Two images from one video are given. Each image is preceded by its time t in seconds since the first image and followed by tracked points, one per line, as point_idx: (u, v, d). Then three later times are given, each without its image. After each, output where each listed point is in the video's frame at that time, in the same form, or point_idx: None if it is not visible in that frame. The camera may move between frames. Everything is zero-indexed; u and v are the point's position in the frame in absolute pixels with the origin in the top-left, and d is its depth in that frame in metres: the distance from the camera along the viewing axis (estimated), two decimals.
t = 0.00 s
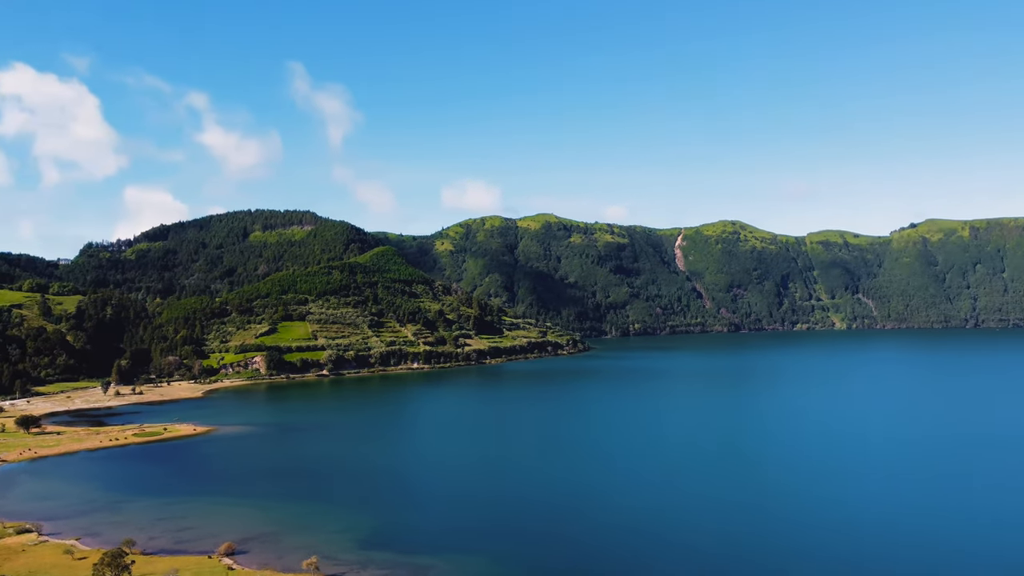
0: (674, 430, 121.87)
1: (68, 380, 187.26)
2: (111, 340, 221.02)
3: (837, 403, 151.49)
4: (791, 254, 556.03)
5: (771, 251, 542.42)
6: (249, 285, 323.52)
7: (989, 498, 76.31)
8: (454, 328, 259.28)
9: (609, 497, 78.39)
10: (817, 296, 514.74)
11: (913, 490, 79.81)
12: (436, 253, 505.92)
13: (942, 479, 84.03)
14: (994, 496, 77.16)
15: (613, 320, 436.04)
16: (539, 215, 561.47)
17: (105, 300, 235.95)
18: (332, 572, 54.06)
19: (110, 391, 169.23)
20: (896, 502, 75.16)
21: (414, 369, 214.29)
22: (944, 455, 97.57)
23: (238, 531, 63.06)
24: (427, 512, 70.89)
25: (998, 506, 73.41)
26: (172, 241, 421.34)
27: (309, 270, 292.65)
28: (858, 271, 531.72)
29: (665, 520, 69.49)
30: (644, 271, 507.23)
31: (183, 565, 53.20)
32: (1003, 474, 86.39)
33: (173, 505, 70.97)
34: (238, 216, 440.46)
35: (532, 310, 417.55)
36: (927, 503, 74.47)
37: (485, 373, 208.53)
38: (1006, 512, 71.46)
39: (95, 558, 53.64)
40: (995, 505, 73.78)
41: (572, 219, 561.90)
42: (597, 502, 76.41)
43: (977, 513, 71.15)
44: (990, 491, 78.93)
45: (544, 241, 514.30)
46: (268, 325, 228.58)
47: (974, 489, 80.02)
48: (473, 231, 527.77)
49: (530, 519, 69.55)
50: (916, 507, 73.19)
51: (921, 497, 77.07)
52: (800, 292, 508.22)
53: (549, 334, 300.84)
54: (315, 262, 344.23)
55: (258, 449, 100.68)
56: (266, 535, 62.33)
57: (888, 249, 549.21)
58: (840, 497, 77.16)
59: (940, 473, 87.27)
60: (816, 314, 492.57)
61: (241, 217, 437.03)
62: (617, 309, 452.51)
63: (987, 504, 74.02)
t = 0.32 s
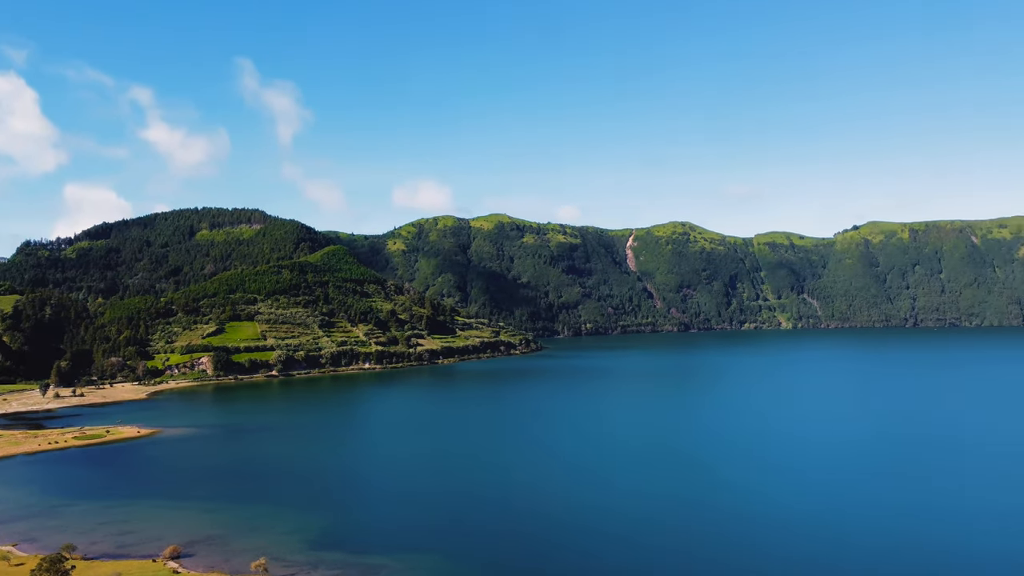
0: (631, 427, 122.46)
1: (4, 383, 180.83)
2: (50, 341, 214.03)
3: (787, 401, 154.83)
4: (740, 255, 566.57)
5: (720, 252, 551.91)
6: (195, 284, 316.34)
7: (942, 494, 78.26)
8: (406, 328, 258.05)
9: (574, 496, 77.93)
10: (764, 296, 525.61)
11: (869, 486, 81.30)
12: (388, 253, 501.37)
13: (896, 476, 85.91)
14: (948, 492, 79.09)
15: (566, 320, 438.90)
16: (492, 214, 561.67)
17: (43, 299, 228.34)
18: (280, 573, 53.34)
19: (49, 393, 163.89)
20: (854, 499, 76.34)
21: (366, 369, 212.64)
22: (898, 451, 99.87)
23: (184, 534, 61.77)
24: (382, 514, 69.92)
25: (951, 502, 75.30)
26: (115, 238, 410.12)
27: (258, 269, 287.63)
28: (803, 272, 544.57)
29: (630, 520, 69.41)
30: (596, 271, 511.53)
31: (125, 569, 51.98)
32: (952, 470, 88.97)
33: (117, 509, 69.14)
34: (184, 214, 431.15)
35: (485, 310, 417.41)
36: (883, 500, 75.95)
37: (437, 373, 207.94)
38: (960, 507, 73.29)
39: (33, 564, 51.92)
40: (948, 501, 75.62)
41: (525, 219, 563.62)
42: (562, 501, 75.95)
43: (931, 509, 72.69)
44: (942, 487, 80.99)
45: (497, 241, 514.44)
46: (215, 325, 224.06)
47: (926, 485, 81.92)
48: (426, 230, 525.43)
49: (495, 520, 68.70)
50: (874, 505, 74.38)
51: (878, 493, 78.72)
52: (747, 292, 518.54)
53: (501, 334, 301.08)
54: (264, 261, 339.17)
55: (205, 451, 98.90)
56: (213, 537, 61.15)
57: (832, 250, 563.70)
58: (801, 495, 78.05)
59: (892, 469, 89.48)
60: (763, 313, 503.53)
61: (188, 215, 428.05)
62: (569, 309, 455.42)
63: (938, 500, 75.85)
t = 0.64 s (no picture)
0: (589, 427, 122.98)
1: None
2: None
3: (738, 399, 157.84)
4: (689, 255, 575.45)
5: (670, 252, 559.66)
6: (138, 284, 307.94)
7: (897, 489, 80.54)
8: (357, 328, 255.92)
9: (540, 496, 77.59)
10: (713, 296, 534.85)
11: (829, 483, 83.00)
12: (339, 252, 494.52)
13: (851, 473, 88.00)
14: (902, 487, 81.50)
15: (518, 319, 440.36)
16: (445, 215, 560.14)
17: None
18: None
19: None
20: (817, 496, 77.70)
21: (316, 369, 210.31)
22: (850, 448, 102.66)
23: (127, 538, 60.19)
24: (344, 516, 68.85)
25: (907, 497, 77.52)
26: (55, 236, 397.07)
27: (205, 268, 281.65)
28: (751, 273, 555.48)
29: (598, 519, 69.48)
30: (548, 271, 514.17)
31: (65, 574, 50.48)
32: (903, 466, 91.89)
33: (54, 514, 66.92)
34: (128, 212, 419.98)
35: (438, 310, 416.13)
36: (845, 496, 77.60)
37: (389, 373, 206.74)
38: (916, 502, 75.43)
39: None
40: (905, 496, 77.79)
41: (478, 219, 563.42)
42: (528, 501, 75.54)
43: (889, 504, 74.63)
44: (897, 482, 83.40)
45: (450, 240, 512.82)
46: (160, 325, 218.62)
47: (883, 481, 84.10)
48: (378, 230, 521.23)
49: (459, 522, 68.03)
50: (836, 501, 75.94)
51: (836, 489, 80.52)
52: (697, 292, 527.19)
53: (454, 334, 300.60)
54: (211, 260, 332.82)
55: (151, 453, 96.52)
56: (158, 541, 59.66)
57: (778, 252, 576.21)
58: (765, 493, 79.14)
59: (847, 465, 91.77)
60: (711, 313, 512.61)
61: (131, 213, 417.26)
62: (522, 309, 456.94)
63: (896, 496, 78.00)
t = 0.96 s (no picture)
0: (544, 426, 122.78)
1: None
2: None
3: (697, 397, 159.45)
4: (634, 256, 582.68)
5: (615, 253, 565.89)
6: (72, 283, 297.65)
7: (873, 481, 80.71)
8: (301, 328, 252.45)
9: (504, 496, 77.01)
10: (657, 296, 542.74)
11: (801, 477, 83.13)
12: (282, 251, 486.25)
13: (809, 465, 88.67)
14: (877, 479, 81.70)
15: (465, 319, 440.27)
16: (391, 215, 556.11)
17: None
18: None
19: None
20: (785, 490, 77.52)
21: (259, 370, 206.68)
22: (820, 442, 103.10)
23: (58, 544, 58.20)
24: (297, 518, 67.02)
25: (883, 488, 77.63)
26: None
27: (143, 267, 273.77)
28: (694, 273, 565.25)
29: (564, 519, 68.84)
30: (495, 271, 514.62)
31: None
32: (882, 457, 92.06)
33: None
34: (61, 208, 405.74)
35: (384, 310, 412.92)
36: (816, 490, 77.25)
37: (333, 373, 204.58)
38: (890, 493, 75.62)
39: None
40: (879, 487, 78.11)
41: (424, 219, 560.64)
42: (489, 502, 74.78)
43: (865, 497, 74.04)
44: (873, 474, 83.57)
45: (396, 239, 509.01)
46: (95, 325, 211.68)
47: (839, 472, 84.88)
48: (323, 229, 514.47)
49: (414, 523, 66.99)
50: (791, 493, 76.52)
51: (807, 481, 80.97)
52: (641, 292, 534.43)
53: (400, 334, 298.58)
54: (149, 259, 323.87)
55: (86, 457, 93.61)
56: (91, 546, 57.79)
57: (720, 253, 587.66)
58: (719, 488, 79.68)
59: (813, 458, 91.99)
60: (655, 313, 520.23)
61: (65, 210, 403.18)
62: (468, 309, 456.77)
63: (870, 488, 78.20)
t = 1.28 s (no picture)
0: (509, 426, 122.78)
1: None
2: None
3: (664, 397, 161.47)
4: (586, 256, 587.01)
5: (567, 253, 569.32)
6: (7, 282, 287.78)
7: (878, 481, 81.48)
8: (250, 328, 248.45)
9: (465, 497, 77.04)
10: (609, 296, 547.70)
11: (791, 478, 83.88)
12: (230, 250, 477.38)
13: (785, 466, 89.50)
14: (880, 479, 82.47)
15: (417, 319, 438.42)
16: (342, 214, 550.42)
17: None
18: None
19: None
20: (757, 491, 78.36)
21: (206, 371, 202.56)
22: (810, 441, 104.27)
23: None
24: (253, 522, 65.84)
25: (883, 488, 78.44)
26: None
27: (83, 265, 265.95)
28: (645, 274, 571.75)
29: (526, 521, 68.96)
30: (448, 271, 513.36)
31: None
32: (890, 457, 92.73)
33: None
34: None
35: (335, 310, 408.41)
36: (806, 492, 77.95)
37: (283, 373, 201.95)
38: (890, 493, 76.58)
39: None
40: (880, 487, 78.92)
41: (376, 219, 556.32)
42: (451, 503, 74.73)
43: (890, 498, 74.57)
44: (875, 474, 84.42)
45: (347, 238, 503.75)
46: (33, 325, 204.76)
47: (813, 473, 85.99)
48: (271, 227, 506.70)
49: (375, 526, 66.51)
50: (756, 493, 77.52)
51: (787, 481, 82.29)
52: (593, 292, 538.77)
53: (351, 334, 296.02)
54: (90, 257, 314.79)
55: (27, 460, 90.80)
56: (26, 552, 55.94)
57: (670, 253, 595.39)
58: (683, 488, 80.40)
59: (803, 460, 92.67)
60: (607, 313, 525.07)
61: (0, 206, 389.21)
62: (420, 308, 454.84)
63: (872, 488, 78.97)
